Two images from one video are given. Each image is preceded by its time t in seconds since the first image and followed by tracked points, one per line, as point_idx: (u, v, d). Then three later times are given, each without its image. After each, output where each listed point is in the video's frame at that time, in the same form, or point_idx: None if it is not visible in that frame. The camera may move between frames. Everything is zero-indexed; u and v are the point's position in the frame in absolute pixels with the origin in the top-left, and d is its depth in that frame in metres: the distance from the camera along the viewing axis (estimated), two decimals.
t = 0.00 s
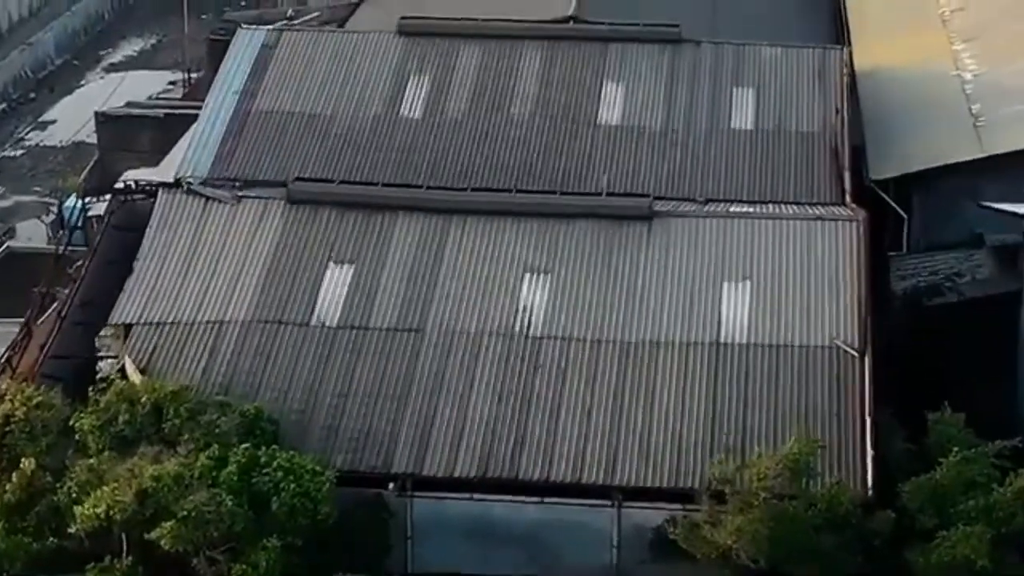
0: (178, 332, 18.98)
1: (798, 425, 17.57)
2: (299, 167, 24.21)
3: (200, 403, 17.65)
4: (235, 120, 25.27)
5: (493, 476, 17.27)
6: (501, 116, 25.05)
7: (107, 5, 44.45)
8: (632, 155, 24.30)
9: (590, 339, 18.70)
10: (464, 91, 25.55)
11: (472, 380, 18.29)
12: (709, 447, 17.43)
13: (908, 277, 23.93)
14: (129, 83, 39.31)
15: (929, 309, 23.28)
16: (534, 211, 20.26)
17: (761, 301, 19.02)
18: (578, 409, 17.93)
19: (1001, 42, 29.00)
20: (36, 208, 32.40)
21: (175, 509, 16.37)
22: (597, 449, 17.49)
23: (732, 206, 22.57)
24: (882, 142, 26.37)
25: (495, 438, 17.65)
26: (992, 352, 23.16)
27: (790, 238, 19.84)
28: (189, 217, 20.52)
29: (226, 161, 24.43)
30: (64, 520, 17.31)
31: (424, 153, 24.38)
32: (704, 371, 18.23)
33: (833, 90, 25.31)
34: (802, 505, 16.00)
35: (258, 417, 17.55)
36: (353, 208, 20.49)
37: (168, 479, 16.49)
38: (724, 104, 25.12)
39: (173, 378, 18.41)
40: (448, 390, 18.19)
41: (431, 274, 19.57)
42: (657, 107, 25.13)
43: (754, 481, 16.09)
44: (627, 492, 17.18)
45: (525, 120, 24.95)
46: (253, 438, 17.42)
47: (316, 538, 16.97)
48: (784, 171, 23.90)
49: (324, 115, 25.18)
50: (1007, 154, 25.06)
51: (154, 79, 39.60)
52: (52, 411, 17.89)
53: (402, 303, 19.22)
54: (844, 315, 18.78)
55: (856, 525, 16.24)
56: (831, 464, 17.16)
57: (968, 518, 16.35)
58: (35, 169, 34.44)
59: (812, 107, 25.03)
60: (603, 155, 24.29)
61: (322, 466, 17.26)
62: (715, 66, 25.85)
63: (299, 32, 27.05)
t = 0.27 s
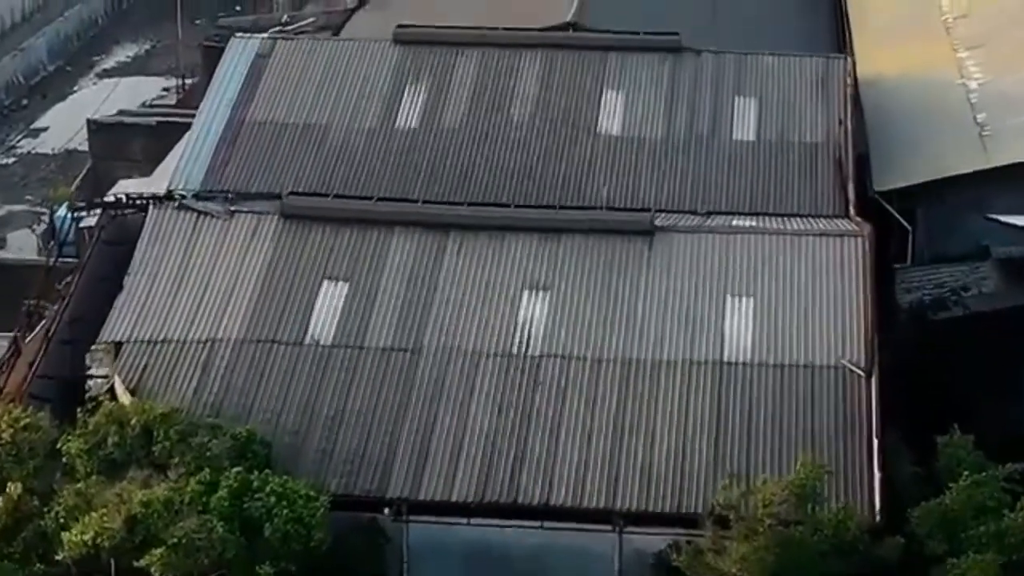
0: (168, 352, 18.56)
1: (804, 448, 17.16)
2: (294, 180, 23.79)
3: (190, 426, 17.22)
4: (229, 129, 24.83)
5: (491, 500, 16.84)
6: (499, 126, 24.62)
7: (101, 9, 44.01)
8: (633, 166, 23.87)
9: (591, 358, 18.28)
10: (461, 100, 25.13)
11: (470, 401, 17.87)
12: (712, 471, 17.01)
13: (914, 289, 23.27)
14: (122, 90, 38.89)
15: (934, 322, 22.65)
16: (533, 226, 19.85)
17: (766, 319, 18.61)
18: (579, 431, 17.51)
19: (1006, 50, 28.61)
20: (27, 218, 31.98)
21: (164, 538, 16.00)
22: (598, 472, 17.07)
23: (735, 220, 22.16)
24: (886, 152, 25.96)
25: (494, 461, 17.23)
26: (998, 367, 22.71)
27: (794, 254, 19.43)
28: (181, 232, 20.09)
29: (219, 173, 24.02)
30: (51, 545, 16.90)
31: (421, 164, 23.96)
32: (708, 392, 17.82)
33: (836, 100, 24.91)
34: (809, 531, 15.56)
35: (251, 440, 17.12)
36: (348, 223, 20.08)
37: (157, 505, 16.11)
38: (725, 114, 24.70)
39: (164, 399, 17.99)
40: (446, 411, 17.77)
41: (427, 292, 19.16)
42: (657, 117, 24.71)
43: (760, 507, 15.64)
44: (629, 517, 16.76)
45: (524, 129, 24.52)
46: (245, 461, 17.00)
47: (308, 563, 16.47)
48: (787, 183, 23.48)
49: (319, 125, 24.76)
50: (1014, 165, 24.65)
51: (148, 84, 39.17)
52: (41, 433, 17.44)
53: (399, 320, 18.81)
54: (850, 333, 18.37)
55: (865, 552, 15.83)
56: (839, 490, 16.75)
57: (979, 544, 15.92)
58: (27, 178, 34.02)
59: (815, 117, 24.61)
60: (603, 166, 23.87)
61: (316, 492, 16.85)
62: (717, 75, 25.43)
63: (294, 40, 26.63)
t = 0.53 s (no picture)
0: (160, 370, 18.20)
1: (809, 470, 16.81)
2: (288, 194, 23.44)
3: (182, 447, 16.86)
4: (223, 139, 24.48)
5: (490, 523, 16.48)
6: (497, 135, 24.25)
7: (94, 14, 43.72)
8: (633, 177, 23.51)
9: (591, 376, 17.93)
10: (458, 109, 24.76)
11: (467, 420, 17.51)
12: (716, 493, 16.65)
13: (917, 304, 22.82)
14: (116, 96, 38.53)
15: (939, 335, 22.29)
16: (532, 240, 19.49)
17: (769, 335, 18.26)
18: (579, 451, 17.14)
19: (1010, 57, 28.27)
20: (19, 226, 31.60)
21: (155, 562, 15.50)
22: (599, 493, 16.71)
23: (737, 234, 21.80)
24: (889, 164, 25.64)
25: (493, 483, 16.86)
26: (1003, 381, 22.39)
27: (798, 269, 19.07)
28: (173, 247, 19.74)
29: (212, 185, 23.67)
30: (41, 570, 16.38)
31: (417, 176, 23.61)
32: (711, 412, 17.46)
33: (839, 109, 24.56)
34: (815, 555, 15.17)
35: (244, 461, 16.75)
36: (344, 236, 19.71)
37: (147, 529, 15.68)
38: (727, 123, 24.36)
39: (155, 420, 17.64)
40: (444, 431, 17.40)
41: (424, 307, 18.79)
42: (658, 126, 24.35)
43: (765, 532, 15.28)
44: (630, 540, 16.39)
45: (522, 139, 24.16)
46: (238, 484, 16.63)
47: None
48: (789, 193, 23.11)
49: (314, 135, 24.41)
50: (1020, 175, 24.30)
51: (142, 91, 38.80)
52: (29, 453, 17.12)
53: (395, 337, 18.45)
54: (856, 350, 18.03)
55: (875, 575, 15.44)
56: (845, 513, 16.39)
57: (988, 568, 15.54)
58: (20, 185, 33.65)
59: (818, 127, 24.27)
60: (603, 177, 23.51)
61: (311, 515, 16.49)
62: (718, 83, 25.09)
63: (289, 47, 26.27)
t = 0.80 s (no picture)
0: (153, 387, 17.89)
1: (815, 490, 16.48)
2: (284, 204, 23.12)
3: (175, 466, 16.54)
4: (218, 148, 24.17)
5: (490, 544, 16.15)
6: (495, 144, 23.93)
7: (91, 16, 43.16)
8: (634, 186, 23.18)
9: (592, 393, 17.61)
10: (456, 117, 24.44)
11: (466, 437, 17.18)
12: (719, 513, 16.33)
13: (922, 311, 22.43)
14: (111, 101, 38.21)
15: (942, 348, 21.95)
16: (531, 254, 19.21)
17: (773, 352, 17.96)
18: (580, 469, 16.81)
19: (1014, 63, 27.95)
20: (13, 234, 31.27)
21: None
22: (600, 514, 16.38)
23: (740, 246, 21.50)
24: (893, 173, 25.34)
25: (491, 502, 16.52)
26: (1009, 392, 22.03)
27: (803, 284, 18.78)
28: (167, 260, 19.45)
29: (207, 194, 23.36)
30: None
31: (414, 186, 23.28)
32: (714, 430, 17.14)
33: (842, 117, 24.25)
34: None
35: (239, 481, 16.41)
36: (341, 249, 19.40)
37: (138, 551, 15.35)
38: (730, 131, 24.03)
39: (148, 437, 17.32)
40: (442, 449, 17.06)
41: (422, 322, 18.47)
42: (658, 134, 24.04)
43: (770, 555, 14.92)
44: (633, 561, 16.05)
45: (521, 148, 23.83)
46: (232, 504, 16.28)
47: None
48: (792, 203, 22.79)
49: (311, 144, 24.09)
50: None
51: (138, 96, 38.50)
52: (19, 472, 16.87)
53: (393, 351, 18.12)
54: (862, 365, 17.71)
55: None
56: (852, 534, 16.06)
57: None
58: (14, 193, 33.32)
59: (821, 135, 23.95)
60: (603, 186, 23.18)
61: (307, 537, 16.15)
62: (720, 91, 24.77)
63: (285, 54, 25.97)
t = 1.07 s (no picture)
0: (143, 408, 17.46)
1: (821, 516, 16.06)
2: (278, 218, 22.69)
3: (163, 492, 16.07)
4: (211, 160, 23.74)
5: (487, 572, 15.71)
6: (494, 156, 23.51)
7: (84, 21, 42.66)
8: (634, 199, 22.77)
9: (594, 415, 17.19)
10: (454, 128, 24.02)
11: (464, 461, 16.75)
12: (724, 540, 15.90)
13: (927, 328, 22.58)
14: (103, 109, 37.77)
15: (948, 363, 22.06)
16: (531, 272, 18.83)
17: (778, 373, 17.57)
18: (580, 494, 16.38)
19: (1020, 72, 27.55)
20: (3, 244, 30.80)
21: None
22: (602, 540, 15.95)
23: (743, 261, 21.09)
24: (897, 185, 24.95)
25: (490, 526, 16.11)
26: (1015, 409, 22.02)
27: (807, 304, 18.39)
28: (158, 280, 19.10)
29: (199, 208, 22.93)
30: None
31: (410, 198, 22.86)
32: (719, 453, 16.71)
33: (846, 128, 23.86)
34: None
35: (230, 507, 15.95)
36: (337, 268, 19.05)
37: None
38: (732, 143, 23.62)
39: (138, 461, 16.89)
40: (439, 472, 16.65)
41: (419, 342, 18.07)
42: (659, 146, 23.63)
43: None
44: None
45: (519, 160, 23.42)
46: (224, 531, 15.80)
47: None
48: (795, 216, 22.38)
49: (305, 156, 23.68)
50: None
51: (131, 103, 38.08)
52: (7, 497, 16.65)
53: (389, 373, 17.72)
54: (869, 388, 17.32)
55: None
56: (861, 561, 15.62)
57: None
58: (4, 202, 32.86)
59: (824, 147, 23.55)
60: (602, 199, 22.78)
61: (300, 565, 15.70)
62: (722, 101, 24.36)
63: (280, 65, 25.58)
